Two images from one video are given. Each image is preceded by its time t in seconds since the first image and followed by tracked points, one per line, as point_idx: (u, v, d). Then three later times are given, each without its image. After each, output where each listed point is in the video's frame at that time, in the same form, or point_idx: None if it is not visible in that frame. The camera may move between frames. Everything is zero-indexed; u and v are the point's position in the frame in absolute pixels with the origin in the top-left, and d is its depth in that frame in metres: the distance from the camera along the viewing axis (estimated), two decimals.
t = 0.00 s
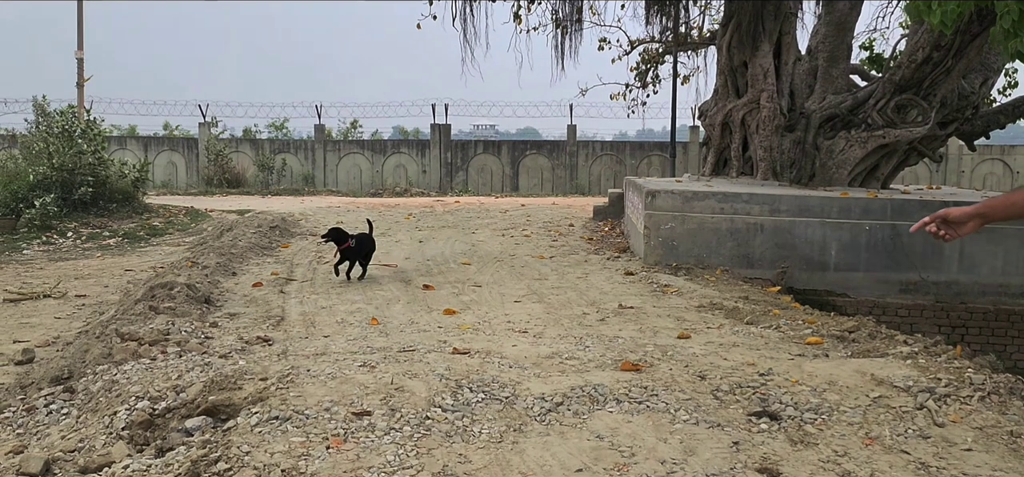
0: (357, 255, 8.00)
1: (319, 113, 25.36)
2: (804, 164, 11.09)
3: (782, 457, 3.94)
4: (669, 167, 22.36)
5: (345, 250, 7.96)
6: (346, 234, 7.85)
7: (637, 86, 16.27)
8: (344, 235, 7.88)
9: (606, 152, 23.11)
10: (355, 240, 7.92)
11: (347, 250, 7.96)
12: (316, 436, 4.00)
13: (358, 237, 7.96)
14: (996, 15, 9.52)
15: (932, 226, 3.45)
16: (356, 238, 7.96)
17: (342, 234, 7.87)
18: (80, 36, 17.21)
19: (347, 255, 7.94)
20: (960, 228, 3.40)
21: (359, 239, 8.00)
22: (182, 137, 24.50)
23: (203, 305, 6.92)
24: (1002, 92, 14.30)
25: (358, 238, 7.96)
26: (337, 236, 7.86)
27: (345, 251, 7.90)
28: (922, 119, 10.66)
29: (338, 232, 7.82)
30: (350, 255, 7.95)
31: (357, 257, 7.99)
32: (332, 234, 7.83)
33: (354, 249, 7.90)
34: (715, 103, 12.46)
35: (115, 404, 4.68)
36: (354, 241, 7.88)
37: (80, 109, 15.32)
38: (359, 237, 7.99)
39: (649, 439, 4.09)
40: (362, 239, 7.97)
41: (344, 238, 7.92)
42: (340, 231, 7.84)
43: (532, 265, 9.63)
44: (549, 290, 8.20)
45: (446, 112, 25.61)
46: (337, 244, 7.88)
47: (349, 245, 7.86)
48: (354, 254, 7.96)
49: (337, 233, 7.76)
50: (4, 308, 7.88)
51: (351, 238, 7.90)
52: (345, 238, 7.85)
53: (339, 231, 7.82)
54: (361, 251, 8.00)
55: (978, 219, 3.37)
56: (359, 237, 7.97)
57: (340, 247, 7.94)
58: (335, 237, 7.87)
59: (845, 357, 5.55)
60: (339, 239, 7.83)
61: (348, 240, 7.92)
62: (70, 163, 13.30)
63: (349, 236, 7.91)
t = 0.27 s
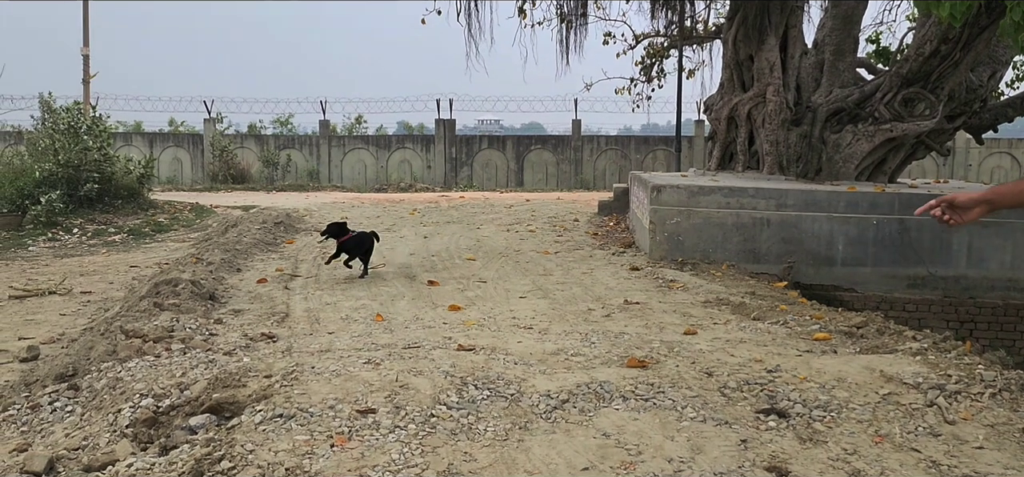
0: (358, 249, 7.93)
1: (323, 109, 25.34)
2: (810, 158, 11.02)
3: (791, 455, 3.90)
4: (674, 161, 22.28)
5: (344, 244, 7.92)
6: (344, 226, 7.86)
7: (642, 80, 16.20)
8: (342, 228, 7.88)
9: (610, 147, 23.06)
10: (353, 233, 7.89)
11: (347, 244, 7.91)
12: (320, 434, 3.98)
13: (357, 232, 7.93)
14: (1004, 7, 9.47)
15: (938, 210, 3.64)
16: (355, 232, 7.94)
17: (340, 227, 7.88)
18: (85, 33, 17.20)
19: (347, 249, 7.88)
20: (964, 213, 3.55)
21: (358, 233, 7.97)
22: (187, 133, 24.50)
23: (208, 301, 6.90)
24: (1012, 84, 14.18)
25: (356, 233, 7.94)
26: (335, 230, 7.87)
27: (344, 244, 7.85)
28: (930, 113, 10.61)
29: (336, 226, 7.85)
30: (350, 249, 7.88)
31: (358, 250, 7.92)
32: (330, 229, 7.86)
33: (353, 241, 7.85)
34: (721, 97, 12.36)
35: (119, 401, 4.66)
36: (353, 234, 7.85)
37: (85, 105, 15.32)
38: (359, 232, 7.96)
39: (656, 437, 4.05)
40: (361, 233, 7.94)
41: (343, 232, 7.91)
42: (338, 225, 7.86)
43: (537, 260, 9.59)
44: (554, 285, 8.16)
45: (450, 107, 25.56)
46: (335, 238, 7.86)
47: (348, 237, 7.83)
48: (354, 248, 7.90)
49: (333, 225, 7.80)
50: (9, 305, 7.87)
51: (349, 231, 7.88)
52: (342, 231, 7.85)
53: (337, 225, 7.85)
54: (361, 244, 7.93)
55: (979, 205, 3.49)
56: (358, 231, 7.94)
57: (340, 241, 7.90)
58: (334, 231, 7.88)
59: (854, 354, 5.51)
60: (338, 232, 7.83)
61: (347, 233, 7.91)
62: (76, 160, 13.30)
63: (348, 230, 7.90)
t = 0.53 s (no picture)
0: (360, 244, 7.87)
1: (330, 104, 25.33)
2: (819, 152, 10.98)
3: (803, 454, 3.86)
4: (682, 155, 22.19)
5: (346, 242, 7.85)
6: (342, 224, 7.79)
7: (649, 74, 16.11)
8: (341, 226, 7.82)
9: (617, 142, 22.99)
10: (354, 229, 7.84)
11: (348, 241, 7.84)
12: (327, 432, 3.95)
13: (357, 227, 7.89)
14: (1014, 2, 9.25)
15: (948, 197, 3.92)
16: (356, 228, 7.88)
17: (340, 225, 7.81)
18: (92, 29, 17.20)
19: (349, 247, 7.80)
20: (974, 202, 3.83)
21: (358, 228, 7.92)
22: (194, 128, 24.52)
23: (215, 298, 6.89)
24: None
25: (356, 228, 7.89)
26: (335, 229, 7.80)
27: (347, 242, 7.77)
28: (939, 107, 10.50)
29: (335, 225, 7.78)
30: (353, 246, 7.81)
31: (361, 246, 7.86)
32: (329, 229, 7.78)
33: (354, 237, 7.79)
34: (728, 91, 12.24)
35: (125, 398, 4.64)
36: (353, 230, 7.80)
37: (93, 101, 15.33)
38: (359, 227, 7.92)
39: (666, 435, 4.01)
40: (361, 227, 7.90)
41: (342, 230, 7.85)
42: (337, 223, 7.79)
43: (545, 256, 9.54)
44: (562, 281, 8.11)
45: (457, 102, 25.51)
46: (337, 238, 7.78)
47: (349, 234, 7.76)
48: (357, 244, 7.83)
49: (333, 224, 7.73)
50: (17, 301, 7.88)
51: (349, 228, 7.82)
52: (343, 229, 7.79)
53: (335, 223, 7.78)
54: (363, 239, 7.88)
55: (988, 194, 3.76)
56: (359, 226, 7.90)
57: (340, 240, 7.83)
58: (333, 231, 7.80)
59: (865, 350, 5.45)
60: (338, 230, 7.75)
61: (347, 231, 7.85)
62: (83, 155, 13.31)
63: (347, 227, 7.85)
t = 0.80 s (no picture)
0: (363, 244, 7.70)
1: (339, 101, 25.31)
2: (829, 148, 10.87)
3: (815, 454, 3.81)
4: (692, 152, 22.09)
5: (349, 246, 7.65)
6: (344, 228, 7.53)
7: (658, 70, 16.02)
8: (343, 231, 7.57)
9: (626, 138, 22.91)
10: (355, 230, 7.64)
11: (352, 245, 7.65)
12: (334, 431, 3.93)
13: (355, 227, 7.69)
14: None
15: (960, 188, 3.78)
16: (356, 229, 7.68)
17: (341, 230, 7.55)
18: (102, 27, 17.24)
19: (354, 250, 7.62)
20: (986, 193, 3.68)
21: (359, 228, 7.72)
22: (203, 125, 24.57)
23: (223, 295, 6.88)
24: None
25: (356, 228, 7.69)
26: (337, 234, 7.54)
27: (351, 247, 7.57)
28: (951, 103, 10.39)
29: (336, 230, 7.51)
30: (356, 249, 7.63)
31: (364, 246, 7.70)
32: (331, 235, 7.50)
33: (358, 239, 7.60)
34: (739, 88, 12.15)
35: (133, 397, 4.64)
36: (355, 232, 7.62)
37: (103, 99, 15.37)
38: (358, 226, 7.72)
39: (676, 434, 3.97)
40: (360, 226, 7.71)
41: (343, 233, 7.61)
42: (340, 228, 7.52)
43: (554, 253, 9.50)
44: (571, 278, 8.07)
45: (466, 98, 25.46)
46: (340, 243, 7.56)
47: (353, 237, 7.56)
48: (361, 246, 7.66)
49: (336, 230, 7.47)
50: (27, 298, 7.89)
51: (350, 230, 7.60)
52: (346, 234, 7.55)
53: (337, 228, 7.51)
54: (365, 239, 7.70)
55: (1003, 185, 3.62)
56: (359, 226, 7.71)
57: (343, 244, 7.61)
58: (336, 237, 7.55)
59: (878, 349, 5.39)
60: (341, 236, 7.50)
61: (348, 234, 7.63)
62: (93, 153, 13.34)
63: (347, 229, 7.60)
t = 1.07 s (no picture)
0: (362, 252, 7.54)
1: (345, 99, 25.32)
2: (838, 146, 10.77)
3: (826, 456, 3.77)
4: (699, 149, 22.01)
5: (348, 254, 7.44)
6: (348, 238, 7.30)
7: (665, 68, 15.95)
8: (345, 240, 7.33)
9: (633, 136, 22.85)
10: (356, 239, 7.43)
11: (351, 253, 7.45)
12: (341, 432, 3.90)
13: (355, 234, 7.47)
14: None
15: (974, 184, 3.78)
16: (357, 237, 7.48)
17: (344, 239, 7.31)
18: (109, 26, 17.26)
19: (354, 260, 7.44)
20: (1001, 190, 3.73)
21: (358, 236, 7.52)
22: (210, 124, 24.59)
23: (230, 294, 6.87)
24: None
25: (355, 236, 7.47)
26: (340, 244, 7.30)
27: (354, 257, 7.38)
28: (961, 100, 10.31)
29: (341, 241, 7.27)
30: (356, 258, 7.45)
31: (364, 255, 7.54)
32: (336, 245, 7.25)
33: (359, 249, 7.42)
34: (746, 85, 12.08)
35: (139, 397, 4.62)
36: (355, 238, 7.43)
37: (110, 97, 15.39)
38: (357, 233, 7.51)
39: (685, 435, 3.93)
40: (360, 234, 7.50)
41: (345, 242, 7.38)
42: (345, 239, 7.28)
43: (561, 251, 9.47)
44: (579, 277, 8.03)
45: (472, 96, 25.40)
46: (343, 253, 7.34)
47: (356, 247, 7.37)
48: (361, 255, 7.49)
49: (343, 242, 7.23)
50: (34, 297, 7.90)
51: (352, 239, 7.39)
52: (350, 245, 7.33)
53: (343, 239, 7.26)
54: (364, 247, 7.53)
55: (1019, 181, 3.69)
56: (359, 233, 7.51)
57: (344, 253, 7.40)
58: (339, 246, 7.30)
59: (889, 348, 5.34)
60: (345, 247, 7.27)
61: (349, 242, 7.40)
62: (100, 151, 13.36)
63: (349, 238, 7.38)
